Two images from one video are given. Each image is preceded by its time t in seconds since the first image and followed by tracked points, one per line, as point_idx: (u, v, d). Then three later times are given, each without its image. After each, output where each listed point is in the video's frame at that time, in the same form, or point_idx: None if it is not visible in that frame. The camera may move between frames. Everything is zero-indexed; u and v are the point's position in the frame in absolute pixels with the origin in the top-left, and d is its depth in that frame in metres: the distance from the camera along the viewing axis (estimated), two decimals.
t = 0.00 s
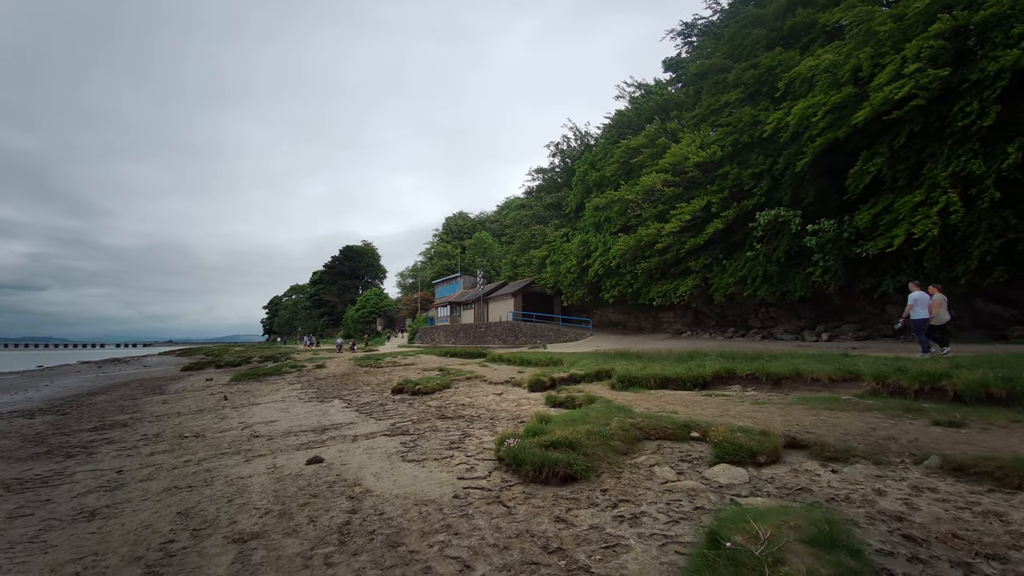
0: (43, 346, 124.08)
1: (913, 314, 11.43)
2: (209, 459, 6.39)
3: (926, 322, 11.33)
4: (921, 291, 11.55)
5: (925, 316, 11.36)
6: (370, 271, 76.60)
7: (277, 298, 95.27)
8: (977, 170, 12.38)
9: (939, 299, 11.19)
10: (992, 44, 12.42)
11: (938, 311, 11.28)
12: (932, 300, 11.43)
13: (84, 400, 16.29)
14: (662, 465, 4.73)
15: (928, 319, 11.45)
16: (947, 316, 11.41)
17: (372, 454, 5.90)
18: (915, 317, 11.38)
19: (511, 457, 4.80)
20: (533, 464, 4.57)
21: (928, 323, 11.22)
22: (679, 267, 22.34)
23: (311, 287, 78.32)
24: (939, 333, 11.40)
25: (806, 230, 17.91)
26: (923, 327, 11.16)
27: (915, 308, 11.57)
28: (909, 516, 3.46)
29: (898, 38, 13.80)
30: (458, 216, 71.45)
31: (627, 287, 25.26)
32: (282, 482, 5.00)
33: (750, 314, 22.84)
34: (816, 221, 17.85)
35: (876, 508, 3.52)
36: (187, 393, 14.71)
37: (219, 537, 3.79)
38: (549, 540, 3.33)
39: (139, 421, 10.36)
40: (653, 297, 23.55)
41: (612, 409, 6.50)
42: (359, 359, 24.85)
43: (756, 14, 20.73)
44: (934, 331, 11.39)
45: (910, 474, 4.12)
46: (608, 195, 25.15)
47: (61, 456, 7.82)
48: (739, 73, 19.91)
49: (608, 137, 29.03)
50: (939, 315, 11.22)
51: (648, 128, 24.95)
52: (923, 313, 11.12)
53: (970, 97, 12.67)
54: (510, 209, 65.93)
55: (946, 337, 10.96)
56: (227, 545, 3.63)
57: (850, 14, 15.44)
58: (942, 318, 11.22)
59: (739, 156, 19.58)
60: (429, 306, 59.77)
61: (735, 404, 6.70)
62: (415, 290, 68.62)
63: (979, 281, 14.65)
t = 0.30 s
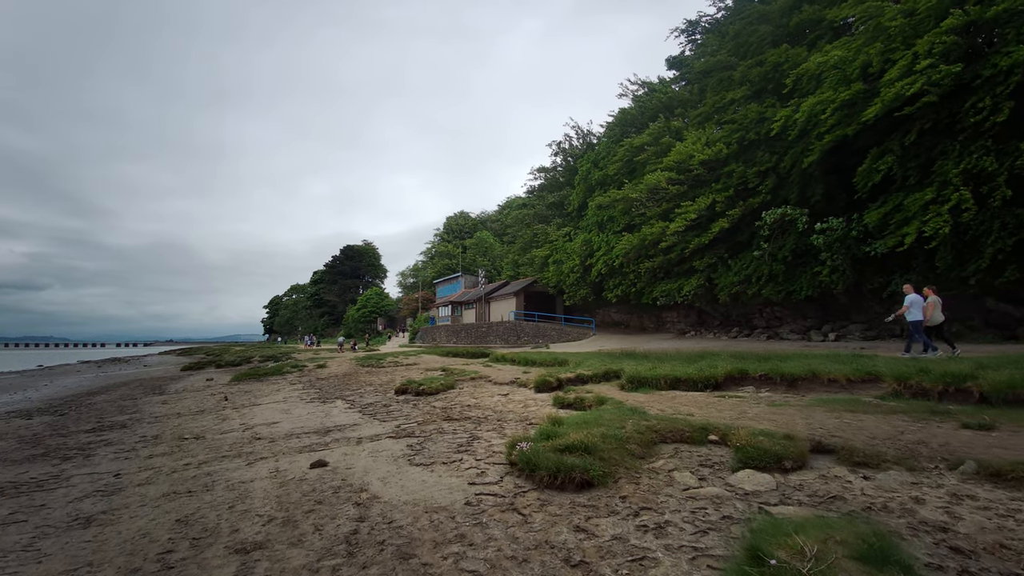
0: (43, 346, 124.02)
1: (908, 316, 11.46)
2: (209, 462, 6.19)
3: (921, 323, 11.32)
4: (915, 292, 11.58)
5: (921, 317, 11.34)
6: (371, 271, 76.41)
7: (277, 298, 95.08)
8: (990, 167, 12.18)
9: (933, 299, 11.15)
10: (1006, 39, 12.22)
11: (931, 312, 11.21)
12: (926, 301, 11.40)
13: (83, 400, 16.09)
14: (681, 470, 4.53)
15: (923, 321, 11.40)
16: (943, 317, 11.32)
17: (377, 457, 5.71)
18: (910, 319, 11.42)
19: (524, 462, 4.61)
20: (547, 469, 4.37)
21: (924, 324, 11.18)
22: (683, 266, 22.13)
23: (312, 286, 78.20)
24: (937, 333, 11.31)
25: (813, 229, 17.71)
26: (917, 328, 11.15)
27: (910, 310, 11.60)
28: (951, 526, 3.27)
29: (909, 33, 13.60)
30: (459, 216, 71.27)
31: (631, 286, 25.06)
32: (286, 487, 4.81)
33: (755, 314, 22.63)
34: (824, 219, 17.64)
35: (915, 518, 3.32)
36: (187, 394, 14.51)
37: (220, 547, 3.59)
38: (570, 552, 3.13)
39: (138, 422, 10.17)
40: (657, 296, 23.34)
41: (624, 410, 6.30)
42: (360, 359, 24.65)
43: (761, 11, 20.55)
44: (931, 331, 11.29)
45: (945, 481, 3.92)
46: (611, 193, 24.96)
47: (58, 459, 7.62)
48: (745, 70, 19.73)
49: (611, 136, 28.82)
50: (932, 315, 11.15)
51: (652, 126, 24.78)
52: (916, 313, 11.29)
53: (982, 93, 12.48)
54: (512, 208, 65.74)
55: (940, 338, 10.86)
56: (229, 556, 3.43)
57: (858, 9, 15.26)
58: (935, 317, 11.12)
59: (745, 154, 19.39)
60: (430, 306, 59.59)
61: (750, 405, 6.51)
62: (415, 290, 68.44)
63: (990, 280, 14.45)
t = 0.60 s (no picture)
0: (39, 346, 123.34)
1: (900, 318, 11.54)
2: (207, 468, 5.99)
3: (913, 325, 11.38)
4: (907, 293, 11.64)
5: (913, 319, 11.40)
6: (369, 271, 76.09)
7: (275, 298, 94.69)
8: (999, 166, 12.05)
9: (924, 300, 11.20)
10: (1015, 37, 12.09)
11: (922, 313, 11.27)
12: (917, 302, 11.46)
13: (78, 402, 15.84)
14: (700, 478, 4.35)
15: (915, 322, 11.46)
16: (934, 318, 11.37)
17: (381, 463, 5.51)
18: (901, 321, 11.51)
19: (535, 469, 4.42)
20: (560, 478, 4.18)
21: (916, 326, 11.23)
22: (685, 266, 21.97)
23: (310, 286, 77.94)
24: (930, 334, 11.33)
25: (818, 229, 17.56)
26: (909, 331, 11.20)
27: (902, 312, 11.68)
28: (991, 539, 3.11)
29: (917, 31, 13.47)
30: (458, 216, 71.07)
31: (632, 286, 24.89)
32: (287, 496, 4.62)
33: (757, 315, 22.48)
34: (828, 218, 17.50)
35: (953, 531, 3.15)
36: (185, 395, 14.28)
37: (220, 562, 3.40)
38: (592, 570, 2.95)
39: (134, 424, 9.97)
40: (659, 296, 23.17)
41: (635, 414, 6.12)
42: (359, 360, 24.45)
43: (764, 10, 20.42)
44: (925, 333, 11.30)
45: (978, 490, 3.76)
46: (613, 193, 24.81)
47: (52, 464, 7.41)
48: (748, 69, 19.58)
49: (612, 135, 28.67)
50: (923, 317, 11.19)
51: (654, 125, 24.65)
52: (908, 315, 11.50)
53: (991, 91, 12.34)
54: (511, 208, 65.54)
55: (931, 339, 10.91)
56: (229, 572, 3.24)
57: (864, 7, 15.12)
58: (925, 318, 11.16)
59: (748, 152, 19.25)
60: (429, 306, 59.39)
61: (763, 409, 6.34)
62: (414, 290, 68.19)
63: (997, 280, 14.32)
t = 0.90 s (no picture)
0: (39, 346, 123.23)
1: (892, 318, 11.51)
2: (203, 472, 5.80)
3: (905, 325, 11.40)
4: (899, 293, 11.62)
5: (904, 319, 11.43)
6: (369, 271, 75.86)
7: (275, 298, 94.58)
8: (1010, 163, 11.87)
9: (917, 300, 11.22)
10: None
11: (914, 314, 11.29)
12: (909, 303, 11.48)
13: (74, 403, 15.64)
14: (719, 483, 4.16)
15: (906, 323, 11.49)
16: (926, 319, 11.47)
17: (383, 468, 5.31)
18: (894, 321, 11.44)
19: (547, 475, 4.22)
20: (573, 484, 3.98)
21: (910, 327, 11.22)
22: (688, 265, 21.77)
23: (310, 286, 77.72)
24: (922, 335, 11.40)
25: (823, 227, 17.37)
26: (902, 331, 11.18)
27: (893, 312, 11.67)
28: None
29: (926, 26, 13.28)
30: (458, 216, 70.86)
31: (635, 286, 24.70)
32: (286, 503, 4.43)
33: (760, 314, 22.28)
34: (834, 217, 17.30)
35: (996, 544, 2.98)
36: (183, 396, 14.08)
37: None
38: None
39: (131, 426, 9.77)
40: (662, 296, 22.98)
41: (646, 416, 5.93)
42: (360, 360, 24.26)
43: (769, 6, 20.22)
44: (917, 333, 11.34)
45: (1015, 498, 3.59)
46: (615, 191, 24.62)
47: (44, 467, 7.21)
48: (753, 66, 19.38)
49: (615, 133, 28.47)
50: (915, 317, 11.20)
51: (657, 123, 24.44)
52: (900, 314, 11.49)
53: (1001, 87, 12.16)
54: (511, 208, 65.34)
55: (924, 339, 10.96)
56: None
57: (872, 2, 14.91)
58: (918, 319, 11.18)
59: (753, 150, 19.05)
60: (429, 306, 59.20)
61: (779, 411, 6.14)
62: (414, 290, 67.98)
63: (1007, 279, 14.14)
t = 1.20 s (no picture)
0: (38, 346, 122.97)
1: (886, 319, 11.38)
2: (194, 483, 5.57)
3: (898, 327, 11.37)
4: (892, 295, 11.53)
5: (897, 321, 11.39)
6: (369, 271, 75.62)
7: (275, 298, 94.45)
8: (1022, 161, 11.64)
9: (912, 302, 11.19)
10: None
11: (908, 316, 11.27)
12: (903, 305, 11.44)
13: (69, 406, 15.40)
14: (737, 498, 3.93)
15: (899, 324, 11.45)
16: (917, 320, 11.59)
17: (381, 478, 5.07)
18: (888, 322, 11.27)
19: (554, 488, 3.98)
20: (583, 499, 3.75)
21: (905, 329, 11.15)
22: (691, 266, 21.54)
23: (310, 286, 77.54)
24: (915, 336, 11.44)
25: (829, 227, 17.13)
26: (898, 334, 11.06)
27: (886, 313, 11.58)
28: None
29: (935, 22, 13.05)
30: (458, 216, 70.64)
31: (637, 286, 24.48)
32: (279, 517, 4.20)
33: (764, 315, 22.05)
34: (840, 216, 17.07)
35: None
36: (179, 399, 13.85)
37: None
38: None
39: (124, 431, 9.55)
40: (664, 296, 22.74)
41: (655, 423, 5.71)
42: (359, 361, 24.05)
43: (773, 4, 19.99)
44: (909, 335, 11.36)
45: None
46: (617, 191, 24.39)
47: (32, 475, 6.98)
48: (757, 63, 19.15)
49: (616, 132, 28.23)
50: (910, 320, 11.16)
51: (659, 122, 24.21)
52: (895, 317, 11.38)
53: (1012, 84, 11.93)
54: (512, 208, 65.11)
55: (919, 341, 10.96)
56: None
57: None
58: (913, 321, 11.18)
59: (757, 149, 18.82)
60: (429, 306, 58.99)
61: (794, 418, 5.90)
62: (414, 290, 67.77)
63: (1017, 280, 13.92)
